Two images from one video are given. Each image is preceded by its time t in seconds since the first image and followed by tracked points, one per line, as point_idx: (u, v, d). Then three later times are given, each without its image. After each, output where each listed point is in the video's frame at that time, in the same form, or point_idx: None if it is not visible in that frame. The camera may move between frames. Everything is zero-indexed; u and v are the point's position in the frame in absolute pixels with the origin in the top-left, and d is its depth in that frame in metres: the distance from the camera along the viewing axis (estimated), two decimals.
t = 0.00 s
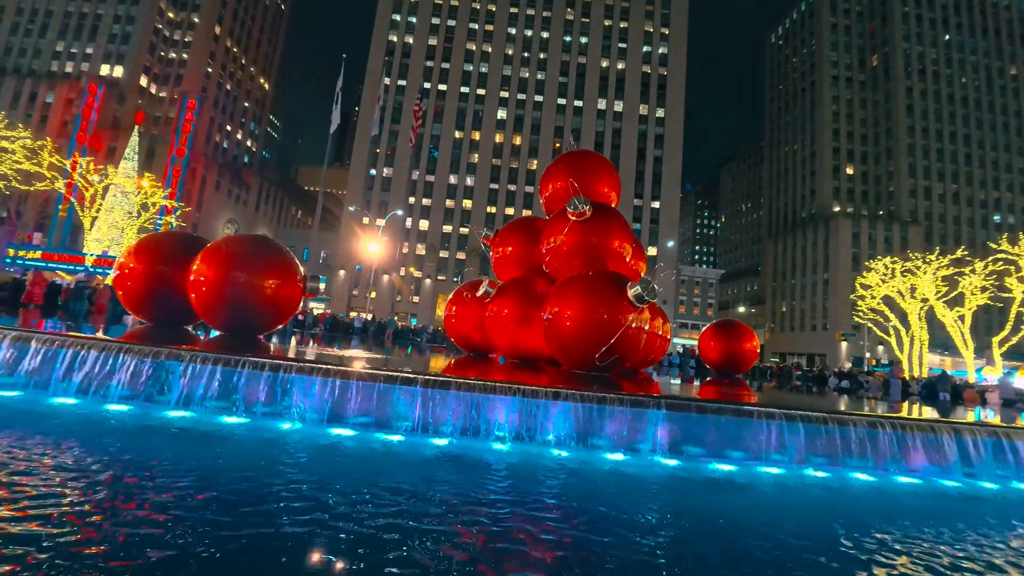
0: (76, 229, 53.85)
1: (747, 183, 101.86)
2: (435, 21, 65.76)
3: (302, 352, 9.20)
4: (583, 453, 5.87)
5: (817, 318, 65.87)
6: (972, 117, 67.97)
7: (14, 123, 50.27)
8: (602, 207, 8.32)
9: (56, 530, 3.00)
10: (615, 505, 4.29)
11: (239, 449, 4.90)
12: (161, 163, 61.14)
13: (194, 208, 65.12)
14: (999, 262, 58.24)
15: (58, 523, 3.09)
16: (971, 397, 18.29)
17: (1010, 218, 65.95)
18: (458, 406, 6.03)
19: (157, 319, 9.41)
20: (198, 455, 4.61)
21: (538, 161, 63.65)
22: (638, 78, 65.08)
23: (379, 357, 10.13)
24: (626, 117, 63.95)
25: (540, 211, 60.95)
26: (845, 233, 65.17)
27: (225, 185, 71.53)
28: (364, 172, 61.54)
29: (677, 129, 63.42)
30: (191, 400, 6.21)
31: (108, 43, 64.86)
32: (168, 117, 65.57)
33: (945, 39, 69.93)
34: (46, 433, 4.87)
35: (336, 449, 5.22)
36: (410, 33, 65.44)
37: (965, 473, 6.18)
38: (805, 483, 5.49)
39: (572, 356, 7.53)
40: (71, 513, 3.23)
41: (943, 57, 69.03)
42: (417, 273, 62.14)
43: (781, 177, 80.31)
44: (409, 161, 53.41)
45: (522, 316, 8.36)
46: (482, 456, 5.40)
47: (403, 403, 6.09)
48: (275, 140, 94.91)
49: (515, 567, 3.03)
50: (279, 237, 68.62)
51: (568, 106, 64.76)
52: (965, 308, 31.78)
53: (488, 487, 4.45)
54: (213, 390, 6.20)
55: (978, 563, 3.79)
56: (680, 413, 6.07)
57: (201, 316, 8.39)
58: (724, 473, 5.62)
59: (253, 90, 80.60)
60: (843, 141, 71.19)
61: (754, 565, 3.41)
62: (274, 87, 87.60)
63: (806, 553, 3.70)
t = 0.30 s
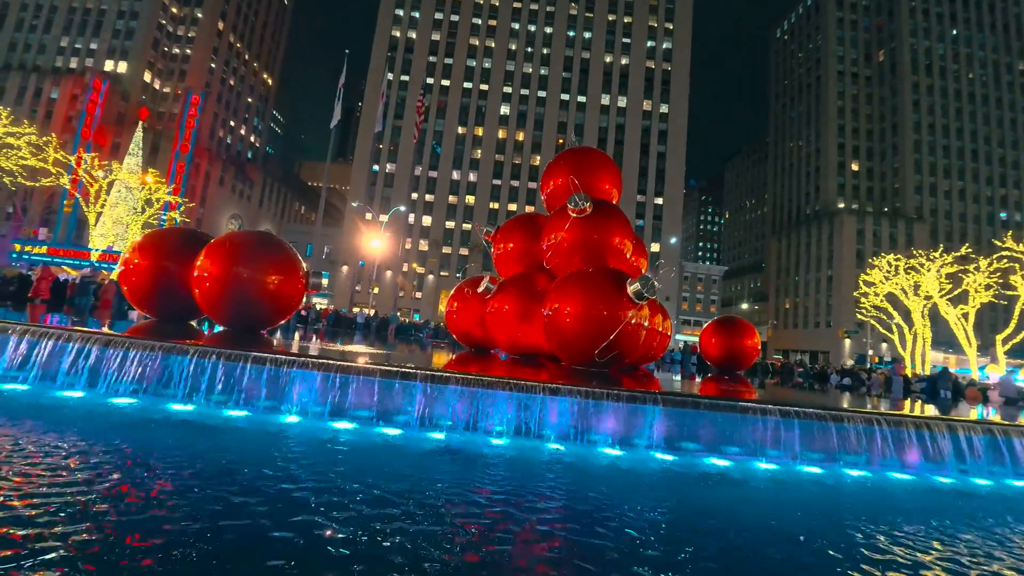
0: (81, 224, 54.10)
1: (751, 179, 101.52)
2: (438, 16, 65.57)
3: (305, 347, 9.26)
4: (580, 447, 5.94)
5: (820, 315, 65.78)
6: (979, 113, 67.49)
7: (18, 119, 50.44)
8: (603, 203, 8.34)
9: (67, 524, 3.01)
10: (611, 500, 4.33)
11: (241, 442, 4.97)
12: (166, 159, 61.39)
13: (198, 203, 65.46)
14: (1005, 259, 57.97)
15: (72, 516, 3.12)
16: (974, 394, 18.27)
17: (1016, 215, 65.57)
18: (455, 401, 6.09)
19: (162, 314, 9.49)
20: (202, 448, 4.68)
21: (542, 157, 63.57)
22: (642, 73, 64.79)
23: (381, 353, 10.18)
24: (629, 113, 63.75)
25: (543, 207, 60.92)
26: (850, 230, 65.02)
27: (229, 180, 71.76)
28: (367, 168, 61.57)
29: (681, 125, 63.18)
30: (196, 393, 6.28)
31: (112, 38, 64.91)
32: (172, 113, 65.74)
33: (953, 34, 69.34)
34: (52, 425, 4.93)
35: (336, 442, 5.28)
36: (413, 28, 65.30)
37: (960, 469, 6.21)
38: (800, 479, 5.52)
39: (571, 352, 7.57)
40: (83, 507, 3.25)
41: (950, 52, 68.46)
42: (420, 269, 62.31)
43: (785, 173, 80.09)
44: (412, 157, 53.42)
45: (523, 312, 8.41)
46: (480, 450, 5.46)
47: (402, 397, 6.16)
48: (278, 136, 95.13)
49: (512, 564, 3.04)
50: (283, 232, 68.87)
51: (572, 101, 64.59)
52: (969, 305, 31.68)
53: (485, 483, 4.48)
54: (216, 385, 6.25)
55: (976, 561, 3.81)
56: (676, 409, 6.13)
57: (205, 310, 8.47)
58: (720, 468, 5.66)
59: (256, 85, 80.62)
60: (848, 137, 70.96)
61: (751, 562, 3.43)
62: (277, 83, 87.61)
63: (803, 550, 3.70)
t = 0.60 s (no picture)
0: (88, 221, 54.51)
1: (757, 175, 101.00)
2: (442, 12, 65.45)
3: (308, 343, 9.32)
4: (578, 443, 5.96)
5: (826, 313, 65.52)
6: (989, 108, 66.79)
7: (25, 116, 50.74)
8: (605, 200, 8.34)
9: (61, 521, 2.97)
10: (609, 496, 4.36)
11: (242, 436, 5.01)
12: (171, 156, 61.67)
13: (204, 200, 65.82)
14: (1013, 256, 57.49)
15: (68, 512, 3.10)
16: (980, 392, 18.12)
17: None
18: (455, 396, 6.13)
19: (167, 310, 9.56)
20: (204, 442, 4.73)
21: (545, 153, 63.45)
22: (647, 69, 64.49)
23: (384, 349, 10.22)
24: (634, 109, 63.51)
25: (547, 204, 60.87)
26: (856, 227, 64.68)
27: (234, 177, 72.07)
28: (371, 164, 61.65)
29: (686, 121, 62.88)
30: (199, 389, 6.33)
31: (118, 35, 65.09)
32: (177, 110, 65.97)
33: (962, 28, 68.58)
34: (57, 420, 4.98)
35: (336, 437, 5.33)
36: (416, 24, 65.23)
37: (961, 467, 6.19)
38: (798, 476, 5.53)
39: (572, 348, 7.59)
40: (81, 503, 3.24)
41: (960, 47, 67.63)
42: (424, 265, 62.45)
43: (791, 169, 79.70)
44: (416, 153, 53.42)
45: (525, 309, 8.43)
46: (479, 446, 5.49)
47: (402, 392, 6.19)
48: (283, 133, 95.29)
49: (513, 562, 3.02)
50: (287, 229, 69.08)
51: (576, 97, 64.41)
52: (976, 302, 31.45)
53: (483, 477, 4.51)
54: (219, 380, 6.31)
55: (975, 560, 3.80)
56: (676, 406, 6.13)
57: (208, 306, 8.53)
58: (719, 465, 5.67)
59: (260, 82, 80.72)
60: (855, 132, 70.59)
61: (750, 560, 3.42)
62: (281, 79, 87.64)
63: (800, 548, 3.71)
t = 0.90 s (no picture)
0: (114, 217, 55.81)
1: (777, 170, 99.36)
2: (457, 7, 65.45)
3: (324, 336, 9.46)
4: (588, 437, 5.97)
5: (847, 310, 64.33)
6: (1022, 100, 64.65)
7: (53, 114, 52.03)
8: (618, 195, 8.31)
9: (88, 511, 3.01)
10: (618, 491, 4.37)
11: (257, 426, 5.13)
12: (193, 153, 62.76)
13: (224, 196, 66.89)
14: None
15: (92, 502, 3.14)
16: (1006, 391, 17.64)
17: None
18: (466, 389, 6.18)
19: (187, 303, 9.76)
20: (221, 430, 4.86)
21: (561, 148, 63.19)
22: (664, 61, 63.74)
23: (399, 342, 10.33)
24: (651, 102, 62.87)
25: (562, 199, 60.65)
26: (880, 222, 63.38)
27: (253, 173, 73.16)
28: (387, 160, 62.07)
29: (704, 114, 62.09)
30: (217, 379, 6.48)
31: (141, 35, 66.29)
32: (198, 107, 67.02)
33: (994, 16, 66.19)
34: (80, 407, 5.15)
35: (348, 428, 5.41)
36: (432, 19, 65.36)
37: (979, 468, 6.08)
38: (810, 474, 5.48)
39: (584, 343, 7.60)
40: (105, 494, 3.27)
41: (992, 36, 65.43)
42: (439, 261, 62.78)
43: (814, 163, 78.32)
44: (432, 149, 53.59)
45: (537, 303, 8.46)
46: (489, 438, 5.54)
47: (414, 385, 6.26)
48: (301, 129, 96.33)
49: (525, 558, 3.03)
50: (305, 225, 69.89)
51: (592, 91, 64.01)
52: (1004, 300, 30.59)
53: (492, 470, 4.56)
54: (236, 370, 6.45)
55: (997, 563, 3.72)
56: (688, 401, 6.11)
57: (227, 300, 8.70)
58: (729, 461, 5.66)
59: (279, 79, 81.63)
60: (880, 125, 69.07)
61: (763, 559, 3.39)
62: (299, 75, 88.41)
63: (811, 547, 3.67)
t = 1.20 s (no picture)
0: (155, 213, 57.97)
1: (813, 162, 96.44)
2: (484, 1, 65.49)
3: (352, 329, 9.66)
4: (609, 432, 5.97)
5: (886, 307, 62.15)
6: None
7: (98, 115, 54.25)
8: (643, 188, 8.22)
9: (117, 500, 3.06)
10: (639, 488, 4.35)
11: (284, 415, 5.28)
12: (228, 151, 64.52)
13: (258, 192, 68.65)
14: None
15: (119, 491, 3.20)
16: None
17: None
18: (488, 382, 6.23)
19: (222, 296, 10.09)
20: (251, 418, 5.02)
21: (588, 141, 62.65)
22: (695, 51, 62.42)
23: (424, 336, 10.46)
24: (681, 93, 61.69)
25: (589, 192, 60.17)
26: (923, 216, 61.00)
27: (285, 170, 74.81)
28: (414, 155, 62.69)
29: (735, 105, 60.66)
30: (249, 368, 6.69)
31: (179, 37, 68.37)
32: (233, 106, 68.78)
33: None
34: (121, 393, 5.41)
35: (372, 418, 5.52)
36: (459, 14, 65.59)
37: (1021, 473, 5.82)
38: (839, 475, 5.35)
39: (607, 338, 7.56)
40: (135, 481, 3.35)
41: None
42: (465, 255, 63.17)
43: (853, 155, 75.82)
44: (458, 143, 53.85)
45: (561, 298, 8.46)
46: (510, 431, 5.59)
47: (438, 377, 6.34)
48: (331, 126, 97.94)
49: (541, 555, 3.01)
50: (335, 220, 71.15)
51: (620, 83, 63.22)
52: None
53: (512, 463, 4.60)
54: (266, 360, 6.64)
55: None
56: (711, 397, 6.03)
57: (260, 293, 8.96)
58: (755, 459, 5.57)
59: (310, 78, 83.10)
60: (925, 114, 66.08)
61: (788, 563, 3.32)
62: (329, 73, 89.76)
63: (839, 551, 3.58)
